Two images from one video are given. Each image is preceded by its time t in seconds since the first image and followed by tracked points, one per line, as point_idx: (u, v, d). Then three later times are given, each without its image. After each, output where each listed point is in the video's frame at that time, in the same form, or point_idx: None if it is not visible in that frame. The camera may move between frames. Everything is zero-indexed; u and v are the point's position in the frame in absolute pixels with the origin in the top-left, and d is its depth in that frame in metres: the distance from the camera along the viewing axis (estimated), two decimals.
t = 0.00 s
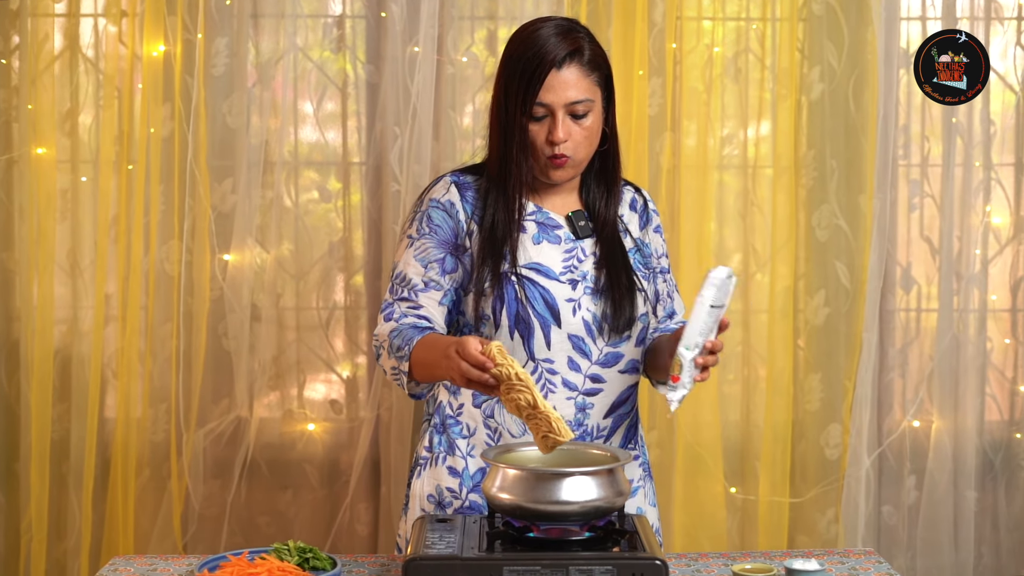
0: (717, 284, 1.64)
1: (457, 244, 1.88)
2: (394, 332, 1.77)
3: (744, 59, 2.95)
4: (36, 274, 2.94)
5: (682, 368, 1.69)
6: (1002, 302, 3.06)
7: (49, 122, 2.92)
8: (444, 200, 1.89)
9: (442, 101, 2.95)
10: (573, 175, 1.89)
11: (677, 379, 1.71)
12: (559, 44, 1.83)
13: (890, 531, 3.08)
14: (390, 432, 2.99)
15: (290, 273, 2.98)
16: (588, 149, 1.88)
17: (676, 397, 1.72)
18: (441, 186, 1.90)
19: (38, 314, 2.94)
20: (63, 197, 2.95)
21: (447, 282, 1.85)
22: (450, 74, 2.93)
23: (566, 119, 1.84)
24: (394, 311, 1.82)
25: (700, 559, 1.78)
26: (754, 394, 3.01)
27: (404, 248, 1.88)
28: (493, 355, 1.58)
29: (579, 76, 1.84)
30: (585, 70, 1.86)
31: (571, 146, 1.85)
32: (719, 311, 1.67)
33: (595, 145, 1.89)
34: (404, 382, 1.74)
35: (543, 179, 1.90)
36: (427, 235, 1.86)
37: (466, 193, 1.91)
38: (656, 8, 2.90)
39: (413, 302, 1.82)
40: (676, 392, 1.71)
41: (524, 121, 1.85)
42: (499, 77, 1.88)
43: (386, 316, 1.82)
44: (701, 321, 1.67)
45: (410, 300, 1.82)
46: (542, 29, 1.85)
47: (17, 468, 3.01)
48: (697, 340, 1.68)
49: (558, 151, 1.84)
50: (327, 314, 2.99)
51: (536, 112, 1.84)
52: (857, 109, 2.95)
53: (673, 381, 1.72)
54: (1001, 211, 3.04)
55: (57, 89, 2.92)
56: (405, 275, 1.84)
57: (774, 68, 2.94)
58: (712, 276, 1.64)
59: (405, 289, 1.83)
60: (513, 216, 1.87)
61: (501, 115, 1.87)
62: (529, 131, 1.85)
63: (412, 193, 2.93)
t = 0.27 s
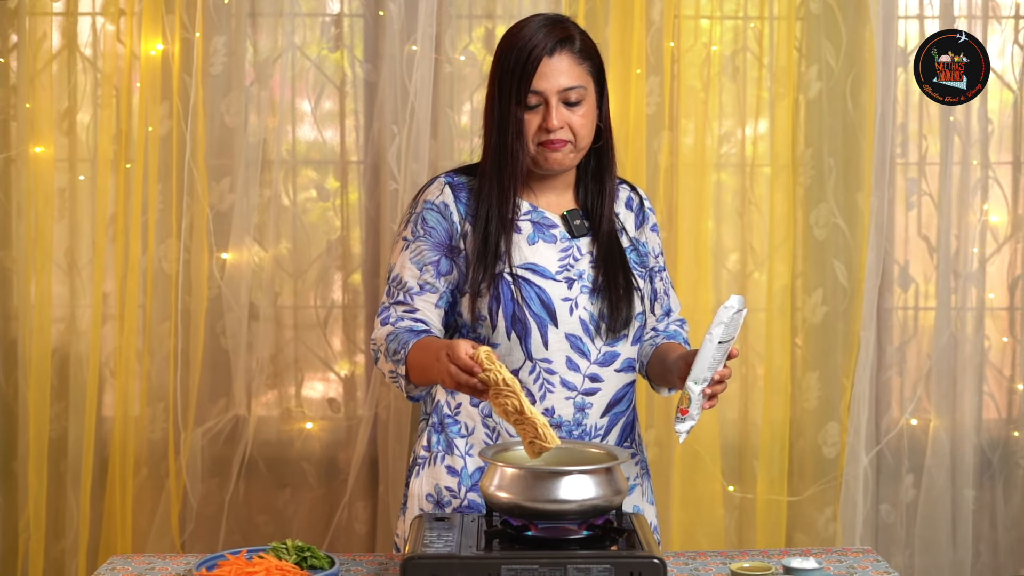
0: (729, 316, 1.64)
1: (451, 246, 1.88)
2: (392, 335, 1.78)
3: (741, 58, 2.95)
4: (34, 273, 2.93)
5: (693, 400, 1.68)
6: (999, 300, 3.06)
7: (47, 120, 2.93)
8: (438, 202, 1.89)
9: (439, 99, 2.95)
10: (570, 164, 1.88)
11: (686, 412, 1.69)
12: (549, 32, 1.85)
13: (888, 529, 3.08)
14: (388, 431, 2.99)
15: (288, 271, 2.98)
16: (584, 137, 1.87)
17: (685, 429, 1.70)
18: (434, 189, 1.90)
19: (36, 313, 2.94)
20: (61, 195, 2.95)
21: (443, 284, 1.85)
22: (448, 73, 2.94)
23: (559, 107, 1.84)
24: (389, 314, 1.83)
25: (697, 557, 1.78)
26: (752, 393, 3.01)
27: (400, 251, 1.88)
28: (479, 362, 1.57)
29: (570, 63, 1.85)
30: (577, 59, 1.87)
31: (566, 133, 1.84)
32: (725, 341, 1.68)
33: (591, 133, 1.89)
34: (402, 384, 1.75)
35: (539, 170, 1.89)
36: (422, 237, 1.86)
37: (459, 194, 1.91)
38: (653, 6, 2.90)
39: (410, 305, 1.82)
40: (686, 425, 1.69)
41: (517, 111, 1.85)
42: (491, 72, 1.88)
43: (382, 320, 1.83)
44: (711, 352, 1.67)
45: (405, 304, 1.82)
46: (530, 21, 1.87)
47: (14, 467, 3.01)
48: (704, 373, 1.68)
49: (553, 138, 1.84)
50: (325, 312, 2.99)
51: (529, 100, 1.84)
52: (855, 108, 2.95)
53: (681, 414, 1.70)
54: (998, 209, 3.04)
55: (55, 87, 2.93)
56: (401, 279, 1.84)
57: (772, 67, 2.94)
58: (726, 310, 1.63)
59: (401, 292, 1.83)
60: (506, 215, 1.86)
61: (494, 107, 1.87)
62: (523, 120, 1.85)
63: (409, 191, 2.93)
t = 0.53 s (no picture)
0: (712, 321, 1.64)
1: (449, 248, 1.88)
2: (391, 337, 1.78)
3: (740, 59, 2.95)
4: (32, 274, 2.94)
5: (679, 406, 1.68)
6: (998, 301, 3.06)
7: (46, 121, 2.93)
8: (435, 203, 1.89)
9: (438, 100, 2.95)
10: (564, 152, 1.89)
11: (673, 417, 1.69)
12: (537, 23, 1.88)
13: (887, 530, 3.08)
14: (386, 432, 2.99)
15: (286, 271, 2.98)
16: (578, 125, 1.89)
17: (673, 434, 1.70)
18: (431, 190, 1.90)
19: (35, 313, 2.94)
20: (60, 196, 2.95)
21: (441, 286, 1.85)
22: (447, 74, 2.94)
23: (551, 93, 1.86)
24: (388, 316, 1.83)
25: (696, 558, 1.77)
26: (751, 393, 3.01)
27: (398, 253, 1.88)
28: (481, 361, 1.57)
29: (559, 52, 1.88)
30: (567, 48, 1.90)
31: (559, 119, 1.86)
32: (709, 346, 1.67)
33: (584, 121, 1.90)
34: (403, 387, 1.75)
35: (534, 160, 1.89)
36: (420, 240, 1.86)
37: (456, 196, 1.91)
38: (652, 7, 2.91)
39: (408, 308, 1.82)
40: (673, 430, 1.69)
41: (510, 100, 1.86)
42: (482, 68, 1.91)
43: (381, 323, 1.83)
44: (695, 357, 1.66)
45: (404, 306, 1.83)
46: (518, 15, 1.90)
47: (13, 468, 3.01)
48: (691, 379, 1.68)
49: (547, 123, 1.85)
50: (323, 313, 2.99)
51: (521, 87, 1.86)
52: (853, 109, 2.95)
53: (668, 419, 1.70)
54: (997, 210, 3.04)
55: (54, 87, 2.93)
56: (401, 282, 1.84)
57: (771, 67, 2.94)
58: (707, 314, 1.62)
59: (399, 294, 1.84)
60: (496, 214, 1.86)
61: (487, 99, 1.88)
62: (517, 109, 1.86)
63: (408, 192, 2.93)
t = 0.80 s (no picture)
0: (702, 341, 1.63)
1: (448, 252, 1.88)
2: (386, 338, 1.78)
3: (740, 62, 2.95)
4: (33, 277, 2.94)
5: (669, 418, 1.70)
6: (998, 304, 3.06)
7: (46, 123, 2.93)
8: (434, 207, 1.89)
9: (438, 103, 2.96)
10: (562, 156, 1.88)
11: (663, 428, 1.72)
12: (540, 27, 1.87)
13: (887, 534, 3.08)
14: (386, 435, 2.99)
15: (287, 274, 2.98)
16: (577, 130, 1.88)
17: (664, 443, 1.73)
18: (430, 194, 1.91)
19: (35, 316, 2.94)
20: (60, 199, 2.95)
21: (440, 289, 1.86)
22: (447, 77, 2.94)
23: (551, 97, 1.86)
24: (385, 319, 1.83)
25: (696, 562, 1.77)
26: (751, 396, 3.01)
27: (397, 256, 1.88)
28: (483, 355, 1.58)
29: (561, 57, 1.88)
30: (569, 53, 1.90)
31: (558, 123, 1.86)
32: (700, 361, 1.67)
33: (584, 126, 1.90)
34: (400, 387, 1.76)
35: (533, 163, 1.90)
36: (419, 243, 1.87)
37: (455, 200, 1.91)
38: (652, 10, 2.91)
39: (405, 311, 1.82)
40: (664, 439, 1.73)
41: (510, 103, 1.86)
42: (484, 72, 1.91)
43: (378, 325, 1.83)
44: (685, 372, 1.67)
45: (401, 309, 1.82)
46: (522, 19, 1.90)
47: (13, 471, 3.01)
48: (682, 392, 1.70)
49: (546, 127, 1.85)
50: (323, 316, 2.99)
51: (521, 92, 1.86)
52: (853, 112, 2.95)
53: (660, 429, 1.73)
54: (997, 213, 3.04)
55: (54, 90, 2.93)
56: (399, 285, 1.84)
57: (771, 70, 2.94)
58: (694, 335, 1.62)
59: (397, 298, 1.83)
60: (497, 218, 1.87)
61: (488, 102, 1.88)
62: (516, 113, 1.86)
63: (408, 195, 2.93)
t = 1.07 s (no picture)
0: (737, 301, 1.60)
1: (447, 252, 1.89)
2: (378, 334, 1.79)
3: (739, 63, 2.96)
4: (33, 278, 2.94)
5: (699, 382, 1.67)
6: (997, 306, 3.06)
7: (46, 125, 2.93)
8: (432, 207, 1.90)
9: (438, 104, 2.96)
10: (557, 162, 1.88)
11: (692, 392, 1.68)
12: (546, 30, 1.86)
13: (886, 535, 3.08)
14: (386, 436, 2.99)
15: (286, 275, 2.98)
16: (574, 137, 1.88)
17: (692, 409, 1.69)
18: (429, 194, 1.91)
19: (35, 317, 2.94)
20: (60, 200, 2.95)
21: (437, 289, 1.86)
22: (447, 78, 2.94)
23: (550, 103, 1.85)
24: (380, 316, 1.83)
25: (695, 563, 1.77)
26: (750, 398, 3.01)
27: (395, 256, 1.89)
28: (455, 344, 1.59)
29: (564, 63, 1.87)
30: (573, 59, 1.89)
31: (554, 129, 1.85)
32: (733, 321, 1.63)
33: (582, 133, 1.89)
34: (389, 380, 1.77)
35: (527, 165, 1.90)
36: (416, 243, 1.87)
37: (454, 200, 1.91)
38: (652, 11, 2.91)
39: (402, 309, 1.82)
40: (692, 404, 1.69)
41: (510, 106, 1.86)
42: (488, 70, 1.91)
43: (373, 322, 1.83)
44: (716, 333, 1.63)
45: (398, 306, 1.82)
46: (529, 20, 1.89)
47: (12, 471, 3.01)
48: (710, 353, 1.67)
49: (543, 133, 1.85)
50: (323, 317, 3.00)
51: (521, 95, 1.85)
52: (853, 113, 2.95)
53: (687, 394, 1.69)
54: (996, 215, 3.04)
55: (54, 92, 2.93)
56: (396, 283, 1.84)
57: (770, 72, 2.94)
58: (732, 294, 1.58)
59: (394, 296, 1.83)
60: (496, 220, 1.87)
61: (489, 102, 1.89)
62: (515, 115, 1.86)
63: (408, 196, 2.94)
